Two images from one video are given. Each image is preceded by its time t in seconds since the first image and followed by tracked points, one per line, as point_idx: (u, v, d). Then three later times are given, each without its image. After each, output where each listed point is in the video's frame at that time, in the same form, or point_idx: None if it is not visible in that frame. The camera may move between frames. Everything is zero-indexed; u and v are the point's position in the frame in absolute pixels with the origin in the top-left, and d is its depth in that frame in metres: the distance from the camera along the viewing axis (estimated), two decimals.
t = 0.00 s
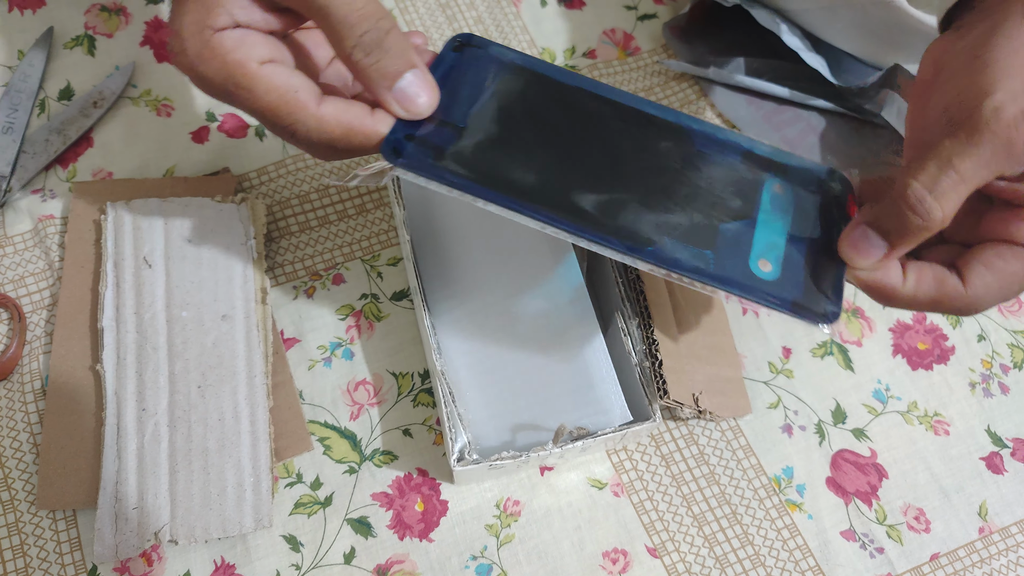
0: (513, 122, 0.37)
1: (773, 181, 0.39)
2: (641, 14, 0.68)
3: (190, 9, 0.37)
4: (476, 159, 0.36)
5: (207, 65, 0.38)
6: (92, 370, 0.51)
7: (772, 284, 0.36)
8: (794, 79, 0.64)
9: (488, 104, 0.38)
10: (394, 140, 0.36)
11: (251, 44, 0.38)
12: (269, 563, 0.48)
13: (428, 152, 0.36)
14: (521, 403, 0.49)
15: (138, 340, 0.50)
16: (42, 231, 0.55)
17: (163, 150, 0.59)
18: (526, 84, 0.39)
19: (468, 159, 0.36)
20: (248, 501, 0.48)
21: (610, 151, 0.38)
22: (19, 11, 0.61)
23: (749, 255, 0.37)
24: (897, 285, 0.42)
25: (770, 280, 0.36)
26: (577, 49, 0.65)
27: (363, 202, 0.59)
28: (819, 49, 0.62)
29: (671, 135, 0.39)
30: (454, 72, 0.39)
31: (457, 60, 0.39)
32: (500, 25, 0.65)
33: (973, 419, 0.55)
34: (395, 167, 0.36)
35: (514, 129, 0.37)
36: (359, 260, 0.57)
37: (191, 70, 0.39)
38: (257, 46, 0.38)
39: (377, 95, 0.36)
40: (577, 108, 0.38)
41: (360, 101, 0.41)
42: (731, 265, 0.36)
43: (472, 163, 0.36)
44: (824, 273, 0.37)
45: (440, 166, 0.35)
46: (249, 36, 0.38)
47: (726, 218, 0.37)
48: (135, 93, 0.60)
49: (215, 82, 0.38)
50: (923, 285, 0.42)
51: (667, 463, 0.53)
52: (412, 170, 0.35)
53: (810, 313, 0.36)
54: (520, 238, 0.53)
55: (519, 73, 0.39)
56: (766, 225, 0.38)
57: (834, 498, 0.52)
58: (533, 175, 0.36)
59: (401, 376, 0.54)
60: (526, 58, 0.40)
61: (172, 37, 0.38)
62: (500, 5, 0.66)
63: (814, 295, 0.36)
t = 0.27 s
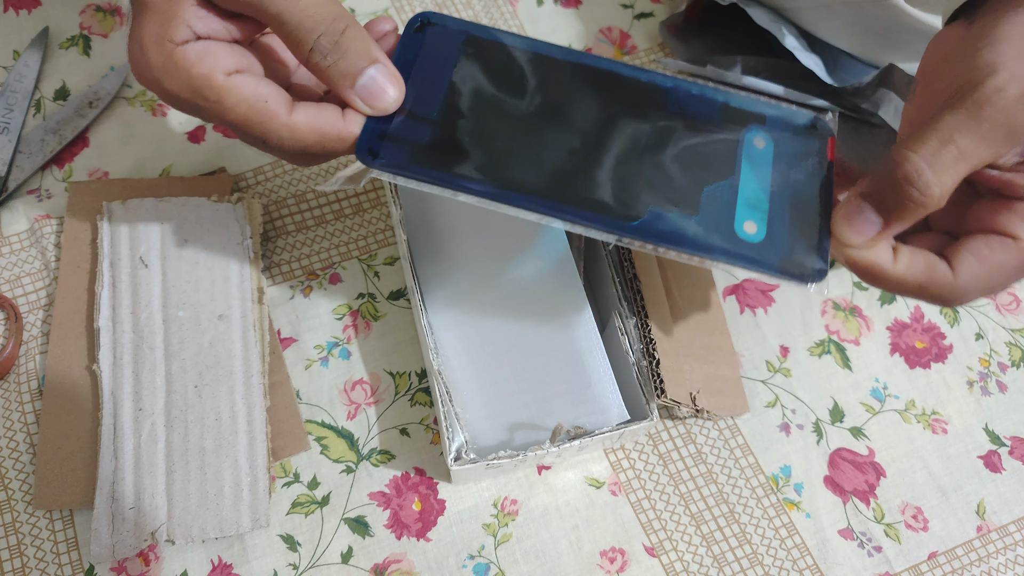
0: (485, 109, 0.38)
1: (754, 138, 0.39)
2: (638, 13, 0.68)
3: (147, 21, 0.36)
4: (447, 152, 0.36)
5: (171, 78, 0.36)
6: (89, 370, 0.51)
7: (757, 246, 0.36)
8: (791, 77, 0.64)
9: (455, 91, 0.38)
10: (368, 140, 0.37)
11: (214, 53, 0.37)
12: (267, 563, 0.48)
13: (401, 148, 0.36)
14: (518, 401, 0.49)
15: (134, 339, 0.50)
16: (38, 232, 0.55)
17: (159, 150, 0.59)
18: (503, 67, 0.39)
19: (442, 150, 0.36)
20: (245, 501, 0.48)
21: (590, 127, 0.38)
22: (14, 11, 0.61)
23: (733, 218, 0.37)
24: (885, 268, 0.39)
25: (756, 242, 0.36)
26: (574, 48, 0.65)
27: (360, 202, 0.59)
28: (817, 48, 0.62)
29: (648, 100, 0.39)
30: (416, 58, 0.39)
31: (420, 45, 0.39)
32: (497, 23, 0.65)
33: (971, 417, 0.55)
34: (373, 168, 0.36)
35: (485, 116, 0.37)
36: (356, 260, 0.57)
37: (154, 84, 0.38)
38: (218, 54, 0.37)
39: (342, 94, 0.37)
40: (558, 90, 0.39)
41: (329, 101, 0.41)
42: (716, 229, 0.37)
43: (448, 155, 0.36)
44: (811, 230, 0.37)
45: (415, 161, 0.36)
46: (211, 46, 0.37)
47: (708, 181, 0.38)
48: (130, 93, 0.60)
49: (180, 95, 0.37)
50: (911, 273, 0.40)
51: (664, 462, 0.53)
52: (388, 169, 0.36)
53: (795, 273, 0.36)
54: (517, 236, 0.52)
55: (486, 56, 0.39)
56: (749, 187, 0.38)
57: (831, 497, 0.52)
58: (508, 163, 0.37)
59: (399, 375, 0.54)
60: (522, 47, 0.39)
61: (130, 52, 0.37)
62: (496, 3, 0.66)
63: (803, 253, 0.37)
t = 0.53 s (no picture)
0: (481, 94, 0.37)
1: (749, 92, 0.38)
2: (637, 12, 0.68)
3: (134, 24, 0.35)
4: (446, 142, 0.36)
5: (162, 85, 0.36)
6: (86, 368, 0.51)
7: (764, 200, 0.36)
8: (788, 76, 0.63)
9: (448, 79, 0.38)
10: (366, 138, 0.37)
11: (204, 56, 0.36)
12: (265, 561, 0.48)
13: (400, 143, 0.37)
14: (518, 400, 0.49)
15: (132, 337, 0.50)
16: (35, 229, 0.55)
17: (157, 147, 0.58)
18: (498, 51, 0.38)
19: (441, 142, 0.37)
20: (244, 499, 0.47)
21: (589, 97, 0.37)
22: (12, 7, 0.61)
23: (740, 173, 0.37)
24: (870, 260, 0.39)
25: (762, 197, 0.36)
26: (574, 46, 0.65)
27: (358, 199, 0.59)
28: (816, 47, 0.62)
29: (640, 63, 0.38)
30: (406, 47, 0.38)
31: (409, 35, 0.39)
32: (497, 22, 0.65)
33: (970, 416, 0.55)
34: (374, 167, 0.37)
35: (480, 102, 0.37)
36: (355, 257, 0.57)
37: (144, 92, 0.37)
38: (208, 58, 0.36)
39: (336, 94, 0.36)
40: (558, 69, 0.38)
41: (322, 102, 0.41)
42: (722, 187, 0.36)
43: (448, 147, 0.36)
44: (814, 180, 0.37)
45: (414, 155, 0.36)
46: (202, 49, 0.36)
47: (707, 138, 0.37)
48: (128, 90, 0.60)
49: (171, 101, 0.36)
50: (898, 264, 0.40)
51: (663, 461, 0.53)
52: (389, 166, 0.36)
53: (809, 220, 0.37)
54: (517, 233, 0.52)
55: (479, 41, 0.38)
56: (750, 141, 0.38)
57: (830, 496, 0.52)
58: (509, 148, 0.36)
59: (397, 373, 0.54)
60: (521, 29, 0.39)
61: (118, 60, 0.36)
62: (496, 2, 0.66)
63: (809, 203, 0.37)
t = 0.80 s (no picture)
0: (484, 68, 0.36)
1: (721, 27, 0.40)
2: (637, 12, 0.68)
3: (125, 32, 0.33)
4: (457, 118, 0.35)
5: (158, 97, 0.33)
6: (85, 368, 0.51)
7: (767, 123, 0.37)
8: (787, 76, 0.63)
9: (444, 57, 0.37)
10: (381, 130, 0.36)
11: (200, 63, 0.34)
12: (264, 562, 0.48)
13: (413, 128, 0.35)
14: (517, 400, 0.49)
15: (130, 337, 0.50)
16: (34, 229, 0.55)
17: (156, 147, 0.58)
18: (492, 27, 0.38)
19: (455, 120, 0.35)
20: (243, 500, 0.47)
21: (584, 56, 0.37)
22: (11, 7, 0.61)
23: (730, 100, 0.37)
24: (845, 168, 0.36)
25: (766, 120, 0.37)
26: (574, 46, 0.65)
27: (358, 199, 0.58)
28: (815, 47, 0.62)
29: (614, 15, 0.39)
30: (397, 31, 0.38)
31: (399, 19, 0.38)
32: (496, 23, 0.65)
33: (969, 416, 0.55)
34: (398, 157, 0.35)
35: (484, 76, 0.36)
36: (354, 258, 0.57)
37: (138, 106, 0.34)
38: (202, 65, 0.34)
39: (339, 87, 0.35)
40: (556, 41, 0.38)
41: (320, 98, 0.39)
42: (728, 121, 0.36)
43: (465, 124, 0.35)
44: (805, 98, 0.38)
45: (433, 138, 0.34)
46: (196, 57, 0.34)
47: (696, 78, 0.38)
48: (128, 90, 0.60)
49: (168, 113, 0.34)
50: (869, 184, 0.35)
51: (663, 460, 0.53)
52: (413, 154, 0.34)
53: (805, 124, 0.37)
54: (518, 233, 0.52)
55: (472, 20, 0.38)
56: (736, 74, 0.38)
57: (830, 496, 0.52)
58: (521, 120, 0.35)
59: (397, 373, 0.54)
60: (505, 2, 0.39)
61: (109, 76, 0.34)
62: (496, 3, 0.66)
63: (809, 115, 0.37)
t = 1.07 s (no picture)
0: (488, 88, 0.37)
1: (732, 40, 0.41)
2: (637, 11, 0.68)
3: (138, 74, 0.34)
4: (469, 142, 0.36)
5: (178, 134, 0.35)
6: (84, 366, 0.51)
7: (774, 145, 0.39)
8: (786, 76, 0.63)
9: (452, 74, 0.38)
10: (393, 154, 0.36)
11: (214, 97, 0.35)
12: (263, 560, 0.48)
13: (423, 153, 0.35)
14: (515, 400, 0.49)
15: (130, 336, 0.50)
16: (33, 227, 0.55)
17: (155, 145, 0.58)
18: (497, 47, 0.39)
19: (463, 144, 0.36)
20: (242, 498, 0.48)
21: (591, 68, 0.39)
22: (11, 5, 0.61)
23: (741, 127, 0.39)
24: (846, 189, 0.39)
25: (771, 141, 0.39)
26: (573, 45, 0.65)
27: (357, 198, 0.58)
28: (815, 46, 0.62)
29: (627, 26, 0.41)
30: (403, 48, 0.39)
31: (407, 35, 0.39)
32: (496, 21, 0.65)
33: (968, 416, 0.55)
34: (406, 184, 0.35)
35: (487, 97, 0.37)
36: (353, 257, 0.57)
37: (160, 143, 0.36)
38: (219, 99, 0.36)
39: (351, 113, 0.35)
40: (559, 56, 0.39)
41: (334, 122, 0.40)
42: (734, 139, 0.38)
43: (474, 148, 0.35)
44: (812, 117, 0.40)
45: (443, 163, 0.35)
46: (211, 91, 0.36)
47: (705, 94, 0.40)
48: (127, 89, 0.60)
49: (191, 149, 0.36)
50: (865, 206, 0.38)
51: (662, 459, 0.53)
52: (423, 179, 0.35)
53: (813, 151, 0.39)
54: (518, 233, 0.52)
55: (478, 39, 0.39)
56: (746, 89, 0.40)
57: (829, 495, 0.52)
58: (525, 141, 0.36)
59: (395, 373, 0.54)
60: (510, 14, 0.40)
61: (127, 112, 0.36)
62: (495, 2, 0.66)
63: (811, 137, 0.39)
